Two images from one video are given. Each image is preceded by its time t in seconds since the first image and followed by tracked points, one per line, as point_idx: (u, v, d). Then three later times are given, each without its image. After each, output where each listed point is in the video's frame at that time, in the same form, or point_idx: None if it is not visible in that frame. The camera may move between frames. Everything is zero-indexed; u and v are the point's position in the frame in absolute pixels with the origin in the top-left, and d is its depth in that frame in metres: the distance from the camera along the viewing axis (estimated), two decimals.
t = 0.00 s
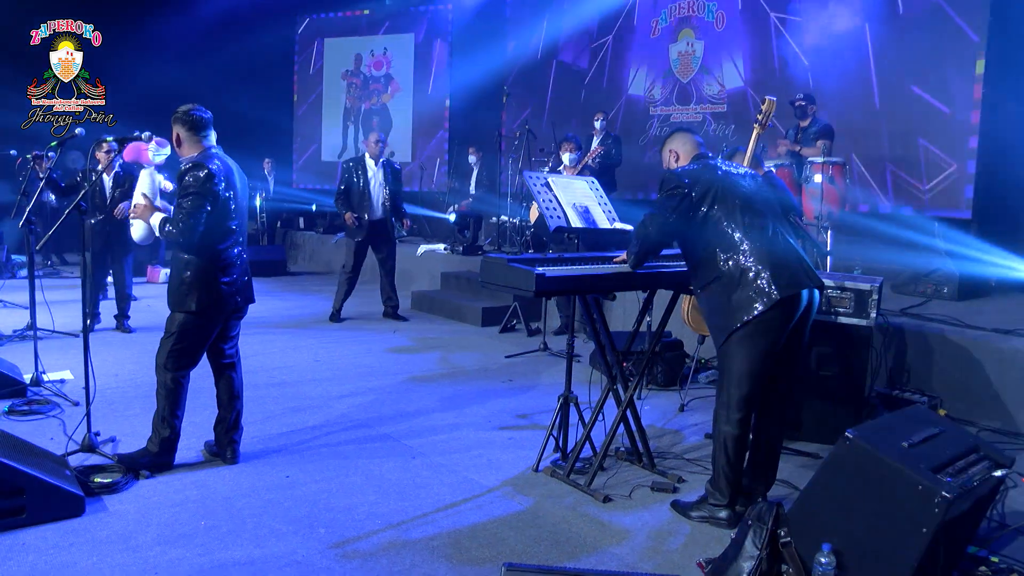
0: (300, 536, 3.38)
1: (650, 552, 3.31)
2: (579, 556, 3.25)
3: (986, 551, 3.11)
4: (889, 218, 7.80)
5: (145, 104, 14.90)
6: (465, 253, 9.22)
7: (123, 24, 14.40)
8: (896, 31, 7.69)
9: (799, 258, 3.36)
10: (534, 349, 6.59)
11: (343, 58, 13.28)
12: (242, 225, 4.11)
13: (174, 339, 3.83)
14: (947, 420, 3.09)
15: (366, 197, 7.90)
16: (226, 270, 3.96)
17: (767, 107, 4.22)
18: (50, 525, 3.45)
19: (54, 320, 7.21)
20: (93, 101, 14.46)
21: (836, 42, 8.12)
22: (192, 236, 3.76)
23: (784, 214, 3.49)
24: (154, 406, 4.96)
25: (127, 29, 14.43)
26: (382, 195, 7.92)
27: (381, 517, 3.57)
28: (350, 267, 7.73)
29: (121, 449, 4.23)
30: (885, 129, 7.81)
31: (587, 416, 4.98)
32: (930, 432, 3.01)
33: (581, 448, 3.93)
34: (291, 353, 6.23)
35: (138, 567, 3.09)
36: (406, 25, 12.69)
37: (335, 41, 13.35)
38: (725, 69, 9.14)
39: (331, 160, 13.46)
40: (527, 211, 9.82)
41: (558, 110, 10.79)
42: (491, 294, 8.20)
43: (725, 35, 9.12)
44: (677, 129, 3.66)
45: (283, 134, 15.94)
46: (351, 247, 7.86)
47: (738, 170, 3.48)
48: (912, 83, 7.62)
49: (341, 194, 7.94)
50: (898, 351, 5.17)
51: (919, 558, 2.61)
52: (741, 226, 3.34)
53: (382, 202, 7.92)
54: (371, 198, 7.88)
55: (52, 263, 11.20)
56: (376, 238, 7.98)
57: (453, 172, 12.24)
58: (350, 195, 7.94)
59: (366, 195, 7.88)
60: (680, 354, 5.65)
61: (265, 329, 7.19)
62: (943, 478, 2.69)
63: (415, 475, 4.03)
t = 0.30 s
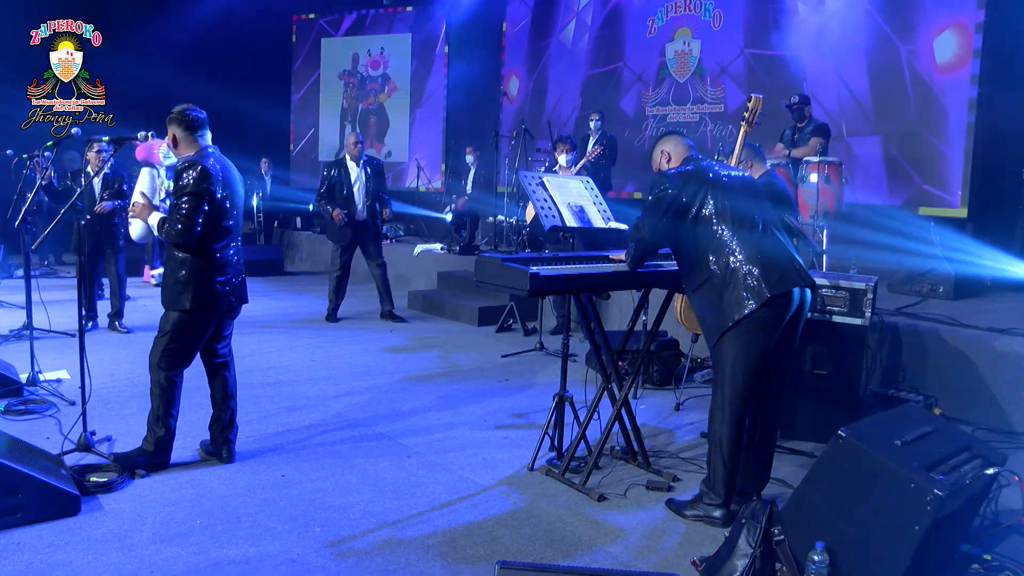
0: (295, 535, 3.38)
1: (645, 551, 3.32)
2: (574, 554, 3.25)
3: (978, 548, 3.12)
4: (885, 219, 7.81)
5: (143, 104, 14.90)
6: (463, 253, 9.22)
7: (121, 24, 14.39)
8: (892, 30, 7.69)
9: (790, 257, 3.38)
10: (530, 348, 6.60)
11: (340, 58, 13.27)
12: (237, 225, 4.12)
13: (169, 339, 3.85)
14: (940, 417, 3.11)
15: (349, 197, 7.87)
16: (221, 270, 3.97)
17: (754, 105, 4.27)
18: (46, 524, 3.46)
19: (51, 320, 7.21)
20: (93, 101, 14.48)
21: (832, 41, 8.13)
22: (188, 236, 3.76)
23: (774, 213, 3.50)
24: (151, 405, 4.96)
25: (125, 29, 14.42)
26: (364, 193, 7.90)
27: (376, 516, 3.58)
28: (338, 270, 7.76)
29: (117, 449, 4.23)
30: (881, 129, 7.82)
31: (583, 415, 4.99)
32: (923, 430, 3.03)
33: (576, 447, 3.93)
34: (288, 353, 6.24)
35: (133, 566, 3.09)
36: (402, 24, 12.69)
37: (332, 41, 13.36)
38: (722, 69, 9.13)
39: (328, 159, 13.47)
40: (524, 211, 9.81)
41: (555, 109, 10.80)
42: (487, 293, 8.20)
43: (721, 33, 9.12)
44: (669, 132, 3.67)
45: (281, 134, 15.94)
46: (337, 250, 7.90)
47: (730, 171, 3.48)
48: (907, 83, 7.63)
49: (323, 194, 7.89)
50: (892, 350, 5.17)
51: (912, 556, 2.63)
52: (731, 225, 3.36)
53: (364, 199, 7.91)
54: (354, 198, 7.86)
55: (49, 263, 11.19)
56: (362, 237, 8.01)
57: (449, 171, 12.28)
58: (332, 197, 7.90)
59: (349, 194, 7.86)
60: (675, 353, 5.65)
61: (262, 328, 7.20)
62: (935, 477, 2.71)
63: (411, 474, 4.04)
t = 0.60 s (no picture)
0: (292, 533, 3.39)
1: (641, 549, 3.32)
2: (571, 552, 3.26)
3: (975, 545, 3.13)
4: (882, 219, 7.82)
5: (142, 105, 14.90)
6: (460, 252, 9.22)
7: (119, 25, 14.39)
8: (890, 29, 7.70)
9: (785, 255, 3.38)
10: (527, 347, 6.60)
11: (339, 58, 13.27)
12: (234, 224, 4.13)
13: (166, 338, 3.85)
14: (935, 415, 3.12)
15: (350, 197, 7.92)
16: (219, 269, 3.98)
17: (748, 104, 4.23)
18: (43, 523, 3.47)
19: (49, 320, 7.20)
20: (93, 101, 14.51)
21: (829, 40, 8.14)
22: (186, 234, 3.77)
23: (770, 211, 3.50)
24: (148, 405, 4.96)
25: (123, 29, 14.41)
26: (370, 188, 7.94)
27: (373, 515, 3.58)
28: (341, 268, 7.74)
29: (114, 448, 4.24)
30: (878, 128, 7.83)
31: (579, 414, 4.99)
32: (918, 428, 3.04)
33: (572, 446, 3.93)
34: (285, 352, 6.23)
35: (130, 564, 3.09)
36: (400, 24, 12.69)
37: (330, 41, 13.36)
38: (720, 69, 9.14)
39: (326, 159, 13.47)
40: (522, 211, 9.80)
41: (552, 109, 10.81)
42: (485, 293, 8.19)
43: (719, 33, 9.13)
44: (665, 129, 3.67)
45: (279, 134, 15.94)
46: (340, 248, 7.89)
47: (726, 170, 3.49)
48: (905, 82, 7.63)
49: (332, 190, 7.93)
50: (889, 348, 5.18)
51: (908, 554, 2.63)
52: (727, 223, 3.36)
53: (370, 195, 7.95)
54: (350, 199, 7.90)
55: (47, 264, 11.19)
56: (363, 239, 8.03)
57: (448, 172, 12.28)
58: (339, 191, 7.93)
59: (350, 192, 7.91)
60: (673, 353, 5.65)
61: (259, 328, 7.20)
62: (931, 474, 2.72)
63: (407, 473, 4.04)
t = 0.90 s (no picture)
0: (292, 533, 3.39)
1: (641, 549, 3.32)
2: (571, 552, 3.26)
3: (975, 545, 3.12)
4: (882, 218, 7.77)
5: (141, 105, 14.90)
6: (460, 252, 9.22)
7: (118, 24, 14.38)
8: (890, 28, 7.68)
9: (783, 254, 3.38)
10: (528, 347, 6.59)
11: (338, 58, 13.26)
12: (235, 224, 4.14)
13: (166, 338, 3.86)
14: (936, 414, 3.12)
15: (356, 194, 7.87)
16: (219, 269, 3.98)
17: (747, 102, 4.32)
18: (43, 523, 3.47)
19: (49, 320, 7.20)
20: (93, 101, 14.54)
21: (829, 39, 8.12)
22: (186, 234, 3.77)
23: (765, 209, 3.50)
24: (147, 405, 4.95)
25: (122, 29, 14.40)
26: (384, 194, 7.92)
27: (373, 515, 3.58)
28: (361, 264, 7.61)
29: (115, 448, 4.24)
30: (879, 128, 7.82)
31: (579, 413, 4.99)
32: (918, 428, 3.04)
33: (572, 446, 3.93)
34: (285, 352, 6.23)
35: (129, 564, 3.10)
36: (400, 24, 12.67)
37: (330, 41, 13.35)
38: (720, 69, 9.13)
39: (327, 159, 13.47)
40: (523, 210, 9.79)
41: (551, 109, 10.81)
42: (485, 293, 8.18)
43: (720, 32, 9.12)
44: (663, 130, 3.68)
45: (279, 134, 15.94)
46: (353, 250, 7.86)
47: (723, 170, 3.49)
48: (905, 80, 7.61)
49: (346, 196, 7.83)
50: (889, 347, 5.16)
51: (908, 553, 2.63)
52: (723, 223, 3.36)
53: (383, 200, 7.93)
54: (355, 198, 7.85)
55: (47, 264, 11.19)
56: (375, 238, 7.99)
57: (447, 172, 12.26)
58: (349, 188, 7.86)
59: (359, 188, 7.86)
60: (673, 352, 5.65)
61: (259, 328, 7.19)
62: (931, 474, 2.72)
63: (407, 473, 4.04)
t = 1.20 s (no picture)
0: (295, 535, 3.38)
1: (645, 551, 3.32)
2: (575, 554, 3.26)
3: (980, 549, 3.12)
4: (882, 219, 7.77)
5: (143, 104, 14.90)
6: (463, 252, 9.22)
7: (120, 24, 14.39)
8: (893, 29, 7.69)
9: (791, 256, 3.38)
10: (531, 348, 6.59)
11: (341, 58, 13.26)
12: (238, 225, 4.14)
13: (170, 340, 3.86)
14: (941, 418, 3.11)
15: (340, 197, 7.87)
16: (223, 270, 3.99)
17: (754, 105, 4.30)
18: (46, 524, 3.47)
19: (52, 320, 7.20)
20: (93, 101, 14.50)
21: (831, 39, 8.13)
22: (190, 237, 3.77)
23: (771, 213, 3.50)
24: (150, 406, 4.94)
25: (124, 29, 14.41)
26: (388, 197, 7.89)
27: (376, 517, 3.58)
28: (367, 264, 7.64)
29: (117, 449, 4.23)
30: (881, 129, 7.81)
31: (583, 415, 4.98)
32: (923, 431, 3.04)
33: (576, 447, 3.93)
34: (288, 353, 6.23)
35: (132, 566, 3.09)
36: (403, 23, 12.67)
37: (332, 41, 13.35)
38: (722, 69, 9.14)
39: (329, 160, 13.47)
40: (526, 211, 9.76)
41: (553, 109, 10.82)
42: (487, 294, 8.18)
43: (723, 32, 9.11)
44: (664, 141, 3.68)
45: (281, 134, 15.94)
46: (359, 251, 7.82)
47: (726, 175, 3.51)
48: (908, 80, 7.62)
49: (346, 197, 7.85)
50: (892, 350, 5.16)
51: (914, 556, 2.63)
52: (731, 227, 3.36)
53: (388, 203, 7.92)
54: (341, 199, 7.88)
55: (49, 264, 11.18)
56: (381, 241, 7.98)
57: (449, 172, 12.24)
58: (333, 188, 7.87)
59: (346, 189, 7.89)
60: (676, 354, 5.65)
61: (262, 329, 7.18)
62: (936, 477, 2.72)
63: (410, 474, 4.04)
